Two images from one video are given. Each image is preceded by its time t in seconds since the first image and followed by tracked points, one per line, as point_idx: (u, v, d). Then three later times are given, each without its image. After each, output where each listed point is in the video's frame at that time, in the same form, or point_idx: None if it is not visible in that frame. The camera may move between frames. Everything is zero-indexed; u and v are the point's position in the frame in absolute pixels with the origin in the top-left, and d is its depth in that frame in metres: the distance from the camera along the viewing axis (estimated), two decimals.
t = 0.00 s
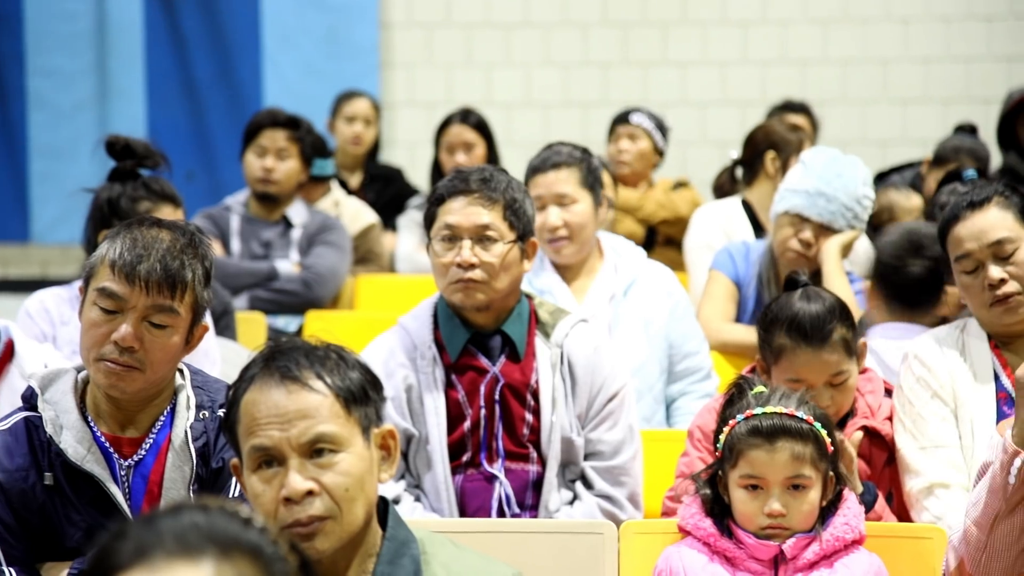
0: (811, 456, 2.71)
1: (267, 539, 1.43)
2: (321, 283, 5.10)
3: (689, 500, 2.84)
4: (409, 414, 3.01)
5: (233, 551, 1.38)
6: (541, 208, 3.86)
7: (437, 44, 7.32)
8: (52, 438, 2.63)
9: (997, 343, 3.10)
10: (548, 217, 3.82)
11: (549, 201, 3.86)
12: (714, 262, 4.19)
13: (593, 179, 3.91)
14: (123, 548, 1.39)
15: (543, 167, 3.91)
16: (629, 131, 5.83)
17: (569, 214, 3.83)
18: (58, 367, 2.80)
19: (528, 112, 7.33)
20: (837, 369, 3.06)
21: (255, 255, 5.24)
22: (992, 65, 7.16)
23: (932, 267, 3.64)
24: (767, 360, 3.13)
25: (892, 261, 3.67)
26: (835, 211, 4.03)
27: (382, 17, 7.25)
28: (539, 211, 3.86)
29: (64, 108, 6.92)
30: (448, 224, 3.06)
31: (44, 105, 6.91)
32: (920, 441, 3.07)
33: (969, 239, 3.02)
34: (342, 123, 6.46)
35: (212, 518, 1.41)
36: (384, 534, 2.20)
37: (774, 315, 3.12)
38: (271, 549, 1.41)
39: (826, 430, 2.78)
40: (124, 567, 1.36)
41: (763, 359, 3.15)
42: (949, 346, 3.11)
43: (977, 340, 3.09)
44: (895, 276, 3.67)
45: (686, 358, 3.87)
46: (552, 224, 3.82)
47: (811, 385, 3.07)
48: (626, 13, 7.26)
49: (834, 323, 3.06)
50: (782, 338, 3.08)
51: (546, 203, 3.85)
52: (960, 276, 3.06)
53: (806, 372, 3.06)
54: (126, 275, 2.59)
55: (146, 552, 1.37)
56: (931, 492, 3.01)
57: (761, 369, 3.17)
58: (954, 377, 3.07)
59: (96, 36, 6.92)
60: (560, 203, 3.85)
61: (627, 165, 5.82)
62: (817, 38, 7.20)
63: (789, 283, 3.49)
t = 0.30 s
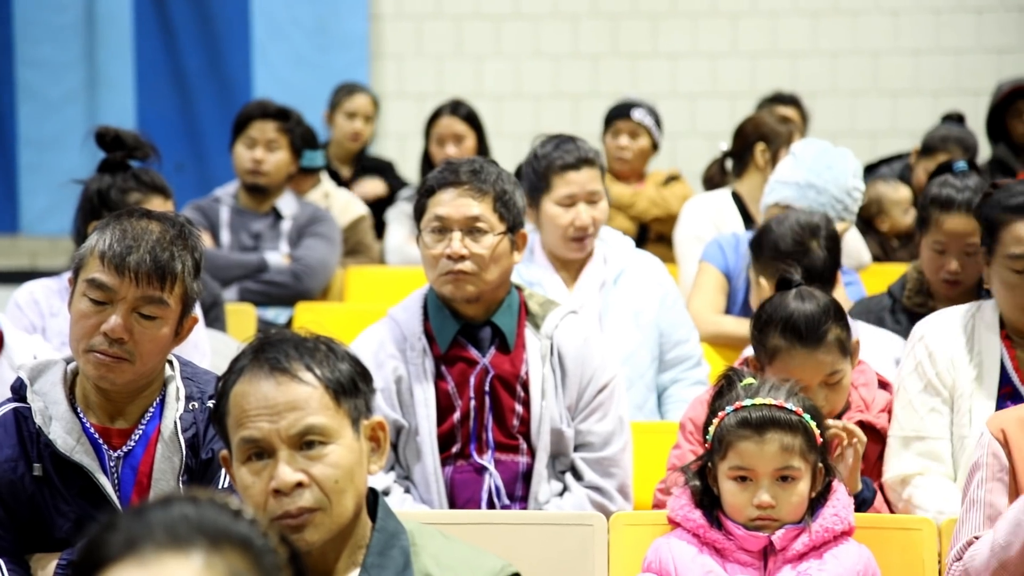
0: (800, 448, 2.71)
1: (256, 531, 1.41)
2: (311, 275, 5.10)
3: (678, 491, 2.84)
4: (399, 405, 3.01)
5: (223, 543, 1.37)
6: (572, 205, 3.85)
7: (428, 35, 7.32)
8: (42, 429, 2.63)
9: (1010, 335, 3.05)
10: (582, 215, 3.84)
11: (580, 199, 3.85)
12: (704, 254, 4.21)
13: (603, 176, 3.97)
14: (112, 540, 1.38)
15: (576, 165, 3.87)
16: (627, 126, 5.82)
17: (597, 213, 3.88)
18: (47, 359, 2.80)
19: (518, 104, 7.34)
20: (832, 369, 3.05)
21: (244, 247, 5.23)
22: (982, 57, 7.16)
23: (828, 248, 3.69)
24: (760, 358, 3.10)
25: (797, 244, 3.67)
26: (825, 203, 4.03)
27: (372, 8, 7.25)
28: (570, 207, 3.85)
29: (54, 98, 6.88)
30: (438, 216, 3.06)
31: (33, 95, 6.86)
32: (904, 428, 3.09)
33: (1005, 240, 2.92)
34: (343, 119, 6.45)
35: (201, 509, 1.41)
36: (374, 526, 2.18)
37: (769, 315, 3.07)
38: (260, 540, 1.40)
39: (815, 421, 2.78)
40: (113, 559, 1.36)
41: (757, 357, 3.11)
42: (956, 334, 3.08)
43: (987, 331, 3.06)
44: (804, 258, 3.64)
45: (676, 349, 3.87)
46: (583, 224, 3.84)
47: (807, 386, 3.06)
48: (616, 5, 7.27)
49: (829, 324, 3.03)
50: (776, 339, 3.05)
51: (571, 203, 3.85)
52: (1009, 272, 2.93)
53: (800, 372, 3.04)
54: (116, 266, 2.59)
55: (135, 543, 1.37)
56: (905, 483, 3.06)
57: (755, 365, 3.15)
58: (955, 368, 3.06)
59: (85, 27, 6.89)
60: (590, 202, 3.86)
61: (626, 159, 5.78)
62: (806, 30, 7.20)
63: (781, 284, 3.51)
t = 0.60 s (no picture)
0: (788, 441, 2.70)
1: (244, 524, 1.41)
2: (299, 269, 5.10)
3: (667, 485, 2.84)
4: (387, 398, 3.01)
5: (211, 536, 1.37)
6: (574, 203, 3.86)
7: (416, 28, 7.31)
8: (28, 422, 2.63)
9: None
10: (583, 213, 3.86)
11: (582, 197, 3.87)
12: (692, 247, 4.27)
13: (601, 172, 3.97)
14: (100, 533, 1.38)
15: (576, 162, 3.88)
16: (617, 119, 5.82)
17: (595, 211, 3.90)
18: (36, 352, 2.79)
19: (506, 97, 7.34)
20: (820, 361, 3.04)
21: (232, 241, 5.23)
22: (970, 50, 7.15)
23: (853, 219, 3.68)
24: (750, 348, 3.10)
25: (822, 214, 3.65)
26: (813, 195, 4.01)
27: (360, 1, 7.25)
28: (571, 204, 3.86)
29: (40, 90, 6.92)
30: (426, 209, 3.06)
31: (20, 88, 6.91)
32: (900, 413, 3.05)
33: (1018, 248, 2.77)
34: (341, 116, 6.44)
35: (188, 502, 1.40)
36: (361, 519, 2.17)
37: (761, 304, 3.08)
38: (247, 534, 1.40)
39: (803, 414, 2.78)
40: (101, 553, 1.36)
41: (747, 345, 3.12)
42: (973, 321, 2.96)
43: (1006, 324, 2.92)
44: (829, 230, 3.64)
45: (665, 341, 3.88)
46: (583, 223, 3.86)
47: (794, 375, 3.05)
48: None
49: (820, 316, 3.04)
50: (766, 327, 3.05)
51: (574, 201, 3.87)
52: None
53: (788, 362, 3.04)
54: (103, 259, 2.58)
55: (122, 537, 1.36)
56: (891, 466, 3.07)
57: (745, 355, 3.14)
58: (965, 359, 2.95)
59: (72, 21, 6.91)
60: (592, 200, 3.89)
61: (626, 155, 5.70)
62: (795, 24, 7.19)
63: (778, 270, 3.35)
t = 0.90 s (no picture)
0: (775, 436, 2.71)
1: (230, 520, 1.41)
2: (286, 265, 5.11)
3: (654, 479, 2.82)
4: (374, 394, 3.01)
5: (197, 532, 1.36)
6: (563, 198, 3.86)
7: (403, 23, 7.31)
8: (15, 418, 2.64)
9: None
10: (573, 208, 3.86)
11: (571, 191, 3.87)
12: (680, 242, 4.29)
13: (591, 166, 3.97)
14: (86, 529, 1.37)
15: (567, 157, 3.88)
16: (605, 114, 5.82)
17: (586, 207, 3.91)
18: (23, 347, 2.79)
19: (493, 92, 7.33)
20: (809, 353, 3.04)
21: (219, 236, 5.23)
22: (957, 44, 7.16)
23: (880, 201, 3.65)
24: (741, 337, 3.10)
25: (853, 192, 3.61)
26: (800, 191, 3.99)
27: None
28: (561, 199, 3.86)
29: (27, 87, 6.91)
30: (413, 204, 3.06)
31: (6, 84, 6.91)
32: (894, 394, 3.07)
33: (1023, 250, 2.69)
34: (333, 112, 6.45)
35: (176, 498, 1.40)
36: (348, 514, 2.16)
37: (754, 293, 3.07)
38: (234, 530, 1.39)
39: (790, 409, 2.78)
40: (87, 548, 1.35)
41: (738, 335, 3.12)
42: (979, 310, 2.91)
43: (1007, 317, 2.88)
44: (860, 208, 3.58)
45: (653, 336, 3.88)
46: (573, 218, 3.87)
47: (781, 366, 3.05)
48: None
49: (811, 309, 3.03)
50: (758, 317, 3.05)
51: (564, 196, 3.87)
52: None
53: (778, 353, 3.04)
54: (90, 254, 2.58)
55: (109, 532, 1.36)
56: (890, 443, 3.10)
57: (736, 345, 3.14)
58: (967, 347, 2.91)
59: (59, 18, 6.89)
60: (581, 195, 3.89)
61: (616, 152, 5.72)
62: (782, 18, 7.19)
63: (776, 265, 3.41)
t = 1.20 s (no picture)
0: (764, 432, 2.71)
1: (219, 516, 1.41)
2: (274, 261, 5.10)
3: (643, 476, 2.83)
4: (363, 391, 3.01)
5: (186, 529, 1.36)
6: (554, 193, 3.86)
7: (391, 18, 7.29)
8: (3, 415, 2.64)
9: None
10: (563, 203, 3.85)
11: (562, 186, 3.86)
12: (669, 238, 4.29)
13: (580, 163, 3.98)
14: (74, 526, 1.36)
15: (558, 152, 3.88)
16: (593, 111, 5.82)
17: (575, 203, 3.90)
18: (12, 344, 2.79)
19: (482, 88, 7.32)
20: (800, 351, 3.03)
21: (207, 233, 5.22)
22: (946, 40, 7.17)
23: (858, 181, 3.62)
24: (733, 335, 3.10)
25: (827, 173, 3.61)
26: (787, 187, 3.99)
27: None
28: (551, 194, 3.86)
29: (16, 82, 6.94)
30: (402, 201, 3.06)
31: None
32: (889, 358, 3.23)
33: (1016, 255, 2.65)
34: (322, 110, 6.45)
35: (163, 495, 1.39)
36: (337, 511, 2.16)
37: (744, 291, 3.07)
38: (223, 526, 1.39)
39: (779, 405, 2.78)
40: (75, 544, 1.35)
41: (729, 333, 3.11)
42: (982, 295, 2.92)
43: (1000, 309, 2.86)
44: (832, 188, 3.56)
45: (643, 332, 3.88)
46: (563, 213, 3.86)
47: (772, 365, 3.04)
48: None
49: (803, 307, 3.02)
50: (749, 315, 3.04)
51: (554, 190, 3.86)
52: None
53: (769, 351, 3.03)
54: (78, 251, 2.57)
55: (97, 529, 1.35)
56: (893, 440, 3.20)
57: (727, 343, 3.14)
58: (959, 325, 2.94)
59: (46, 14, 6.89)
60: (571, 190, 3.88)
61: (605, 148, 5.72)
62: (771, 14, 7.19)
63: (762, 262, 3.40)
